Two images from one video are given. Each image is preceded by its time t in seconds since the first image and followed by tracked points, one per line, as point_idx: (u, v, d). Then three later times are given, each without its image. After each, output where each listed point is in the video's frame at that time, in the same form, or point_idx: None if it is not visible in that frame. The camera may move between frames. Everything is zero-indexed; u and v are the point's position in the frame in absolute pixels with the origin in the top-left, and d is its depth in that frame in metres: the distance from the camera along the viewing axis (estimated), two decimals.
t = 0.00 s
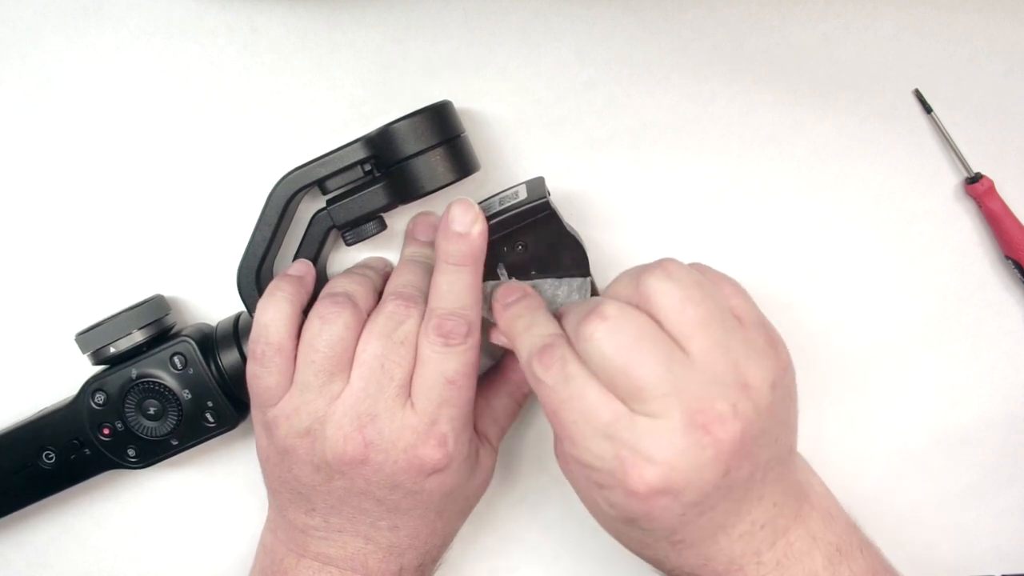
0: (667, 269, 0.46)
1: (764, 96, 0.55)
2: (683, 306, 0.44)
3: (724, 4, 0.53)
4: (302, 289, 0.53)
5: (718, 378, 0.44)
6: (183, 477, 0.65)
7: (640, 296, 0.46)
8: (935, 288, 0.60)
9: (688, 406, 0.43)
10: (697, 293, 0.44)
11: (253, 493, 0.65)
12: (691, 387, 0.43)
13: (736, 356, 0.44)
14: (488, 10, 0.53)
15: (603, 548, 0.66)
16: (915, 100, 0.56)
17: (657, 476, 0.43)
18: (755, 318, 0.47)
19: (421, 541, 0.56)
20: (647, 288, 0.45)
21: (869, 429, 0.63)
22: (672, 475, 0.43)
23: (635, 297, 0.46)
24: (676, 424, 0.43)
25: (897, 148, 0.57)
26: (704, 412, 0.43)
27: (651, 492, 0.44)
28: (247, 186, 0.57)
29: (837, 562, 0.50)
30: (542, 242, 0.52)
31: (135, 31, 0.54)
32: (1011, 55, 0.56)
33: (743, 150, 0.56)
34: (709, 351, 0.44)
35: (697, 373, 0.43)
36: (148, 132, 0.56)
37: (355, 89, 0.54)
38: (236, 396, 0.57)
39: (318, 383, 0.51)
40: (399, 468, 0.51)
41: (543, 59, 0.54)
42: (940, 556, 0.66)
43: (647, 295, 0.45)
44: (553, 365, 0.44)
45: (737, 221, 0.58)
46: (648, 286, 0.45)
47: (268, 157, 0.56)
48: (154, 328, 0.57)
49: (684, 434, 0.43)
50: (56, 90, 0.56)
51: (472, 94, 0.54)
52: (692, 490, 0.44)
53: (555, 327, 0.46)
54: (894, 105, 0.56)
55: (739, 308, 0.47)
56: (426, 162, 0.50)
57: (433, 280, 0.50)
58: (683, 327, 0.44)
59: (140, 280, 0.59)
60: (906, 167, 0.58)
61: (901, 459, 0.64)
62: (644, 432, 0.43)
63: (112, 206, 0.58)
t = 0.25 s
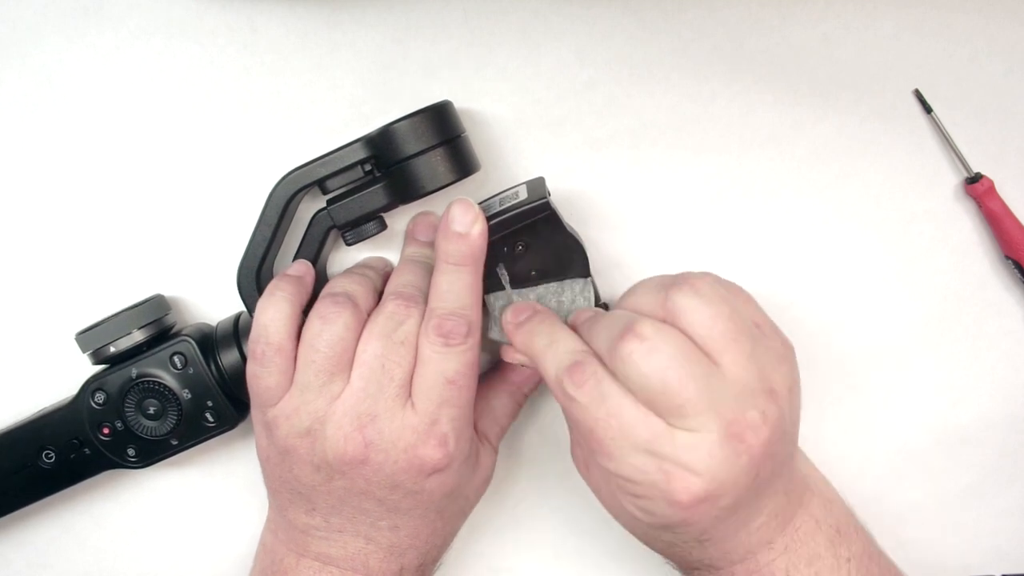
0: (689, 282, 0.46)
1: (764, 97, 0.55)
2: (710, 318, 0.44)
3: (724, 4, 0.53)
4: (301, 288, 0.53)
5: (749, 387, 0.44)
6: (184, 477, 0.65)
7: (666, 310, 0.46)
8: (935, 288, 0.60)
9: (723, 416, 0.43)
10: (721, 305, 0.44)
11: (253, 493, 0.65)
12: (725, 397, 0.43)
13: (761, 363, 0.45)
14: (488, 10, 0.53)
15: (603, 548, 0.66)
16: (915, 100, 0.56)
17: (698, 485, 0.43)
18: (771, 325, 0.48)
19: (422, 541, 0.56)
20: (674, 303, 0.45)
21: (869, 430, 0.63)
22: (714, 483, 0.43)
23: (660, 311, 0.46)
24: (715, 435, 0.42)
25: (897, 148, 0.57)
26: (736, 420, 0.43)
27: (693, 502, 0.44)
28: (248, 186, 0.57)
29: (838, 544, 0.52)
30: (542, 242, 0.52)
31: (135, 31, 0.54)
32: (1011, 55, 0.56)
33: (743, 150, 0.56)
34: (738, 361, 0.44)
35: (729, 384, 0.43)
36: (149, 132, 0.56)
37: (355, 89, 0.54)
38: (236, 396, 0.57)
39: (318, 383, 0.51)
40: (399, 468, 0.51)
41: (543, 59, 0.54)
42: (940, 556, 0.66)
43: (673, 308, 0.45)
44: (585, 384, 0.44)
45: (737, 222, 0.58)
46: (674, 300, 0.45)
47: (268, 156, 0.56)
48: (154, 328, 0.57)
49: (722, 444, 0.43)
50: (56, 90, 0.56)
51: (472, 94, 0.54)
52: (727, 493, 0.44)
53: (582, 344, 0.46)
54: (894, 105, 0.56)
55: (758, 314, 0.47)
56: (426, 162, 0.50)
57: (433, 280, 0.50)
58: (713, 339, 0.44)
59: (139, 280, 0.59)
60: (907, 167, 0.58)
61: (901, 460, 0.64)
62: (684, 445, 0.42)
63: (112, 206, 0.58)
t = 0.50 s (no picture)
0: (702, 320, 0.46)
1: (764, 97, 0.55)
2: (723, 356, 0.44)
3: (724, 4, 0.53)
4: (301, 289, 0.53)
5: (763, 425, 0.44)
6: (184, 477, 0.65)
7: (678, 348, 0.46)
8: (936, 288, 0.60)
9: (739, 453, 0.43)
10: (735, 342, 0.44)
11: (253, 493, 0.65)
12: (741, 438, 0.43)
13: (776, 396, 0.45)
14: (489, 10, 0.53)
15: (604, 549, 0.67)
16: (915, 100, 0.56)
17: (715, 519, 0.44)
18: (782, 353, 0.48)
19: (422, 541, 0.56)
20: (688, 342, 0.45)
21: (870, 430, 0.63)
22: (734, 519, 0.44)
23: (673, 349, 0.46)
24: (731, 476, 0.43)
25: (897, 149, 0.57)
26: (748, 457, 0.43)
27: (711, 536, 0.45)
28: (248, 186, 0.57)
29: (844, 550, 0.53)
30: (541, 241, 0.52)
31: (135, 31, 0.54)
32: (1011, 55, 0.56)
33: (743, 151, 0.56)
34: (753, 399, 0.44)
35: (744, 425, 0.43)
36: (149, 132, 0.56)
37: (355, 89, 0.54)
38: (235, 396, 0.57)
39: (318, 383, 0.51)
40: (400, 468, 0.51)
41: (543, 59, 0.54)
42: (940, 556, 0.66)
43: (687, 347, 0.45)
44: (601, 428, 0.44)
45: (737, 222, 0.58)
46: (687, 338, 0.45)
47: (268, 156, 0.56)
48: (154, 327, 0.57)
49: (738, 483, 0.43)
50: (57, 90, 0.56)
51: (472, 94, 0.54)
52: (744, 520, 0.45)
53: (597, 383, 0.47)
54: (894, 105, 0.56)
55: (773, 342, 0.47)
56: (426, 162, 0.50)
57: (433, 280, 0.50)
58: (728, 379, 0.44)
59: (139, 280, 0.59)
60: (907, 167, 0.58)
61: (901, 460, 0.64)
62: (701, 486, 0.43)
63: (112, 206, 0.58)
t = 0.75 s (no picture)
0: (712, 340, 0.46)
1: (764, 97, 0.55)
2: (736, 376, 0.43)
3: (724, 4, 0.53)
4: (300, 290, 0.52)
5: (775, 445, 0.44)
6: (183, 477, 0.65)
7: (690, 369, 0.45)
8: (935, 288, 0.60)
9: (754, 475, 0.43)
10: (747, 363, 0.44)
11: (253, 494, 0.65)
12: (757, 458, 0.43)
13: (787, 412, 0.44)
14: (489, 10, 0.53)
15: (603, 550, 0.67)
16: (915, 100, 0.56)
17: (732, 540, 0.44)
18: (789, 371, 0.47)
19: (422, 542, 0.56)
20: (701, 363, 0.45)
21: (870, 430, 0.63)
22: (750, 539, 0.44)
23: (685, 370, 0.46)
24: (746, 496, 0.43)
25: (897, 149, 0.57)
26: (763, 476, 0.43)
27: (726, 556, 0.45)
28: (248, 186, 0.57)
29: (850, 557, 0.53)
30: (540, 242, 0.52)
31: (135, 31, 0.54)
32: (1010, 55, 0.56)
33: (743, 151, 0.56)
34: (767, 419, 0.43)
35: (757, 446, 0.43)
36: (149, 132, 0.56)
37: (355, 89, 0.54)
38: (235, 396, 0.57)
39: (317, 384, 0.51)
40: (398, 470, 0.51)
41: (543, 59, 0.54)
42: (940, 555, 0.66)
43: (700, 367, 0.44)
44: (616, 450, 0.44)
45: (737, 223, 0.58)
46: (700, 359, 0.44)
47: (268, 157, 0.56)
48: (153, 327, 0.57)
49: (751, 504, 0.43)
50: (57, 90, 0.56)
51: (472, 94, 0.54)
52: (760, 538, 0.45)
53: (609, 405, 0.47)
54: (894, 105, 0.56)
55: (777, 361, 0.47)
56: (426, 162, 0.50)
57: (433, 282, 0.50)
58: (742, 400, 0.43)
59: (139, 280, 0.59)
60: (907, 168, 0.58)
61: (901, 460, 0.64)
62: (717, 508, 0.43)
63: (112, 206, 0.58)
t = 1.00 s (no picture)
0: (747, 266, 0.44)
1: (765, 97, 0.55)
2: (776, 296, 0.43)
3: (724, 4, 0.53)
4: (298, 290, 0.52)
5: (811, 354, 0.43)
6: (183, 478, 0.65)
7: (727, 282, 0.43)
8: (936, 288, 0.60)
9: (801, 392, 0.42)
10: (779, 281, 0.43)
11: (253, 494, 0.65)
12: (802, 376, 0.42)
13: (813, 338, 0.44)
14: (489, 10, 0.53)
15: (603, 550, 0.67)
16: (915, 100, 0.56)
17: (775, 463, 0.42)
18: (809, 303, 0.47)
19: (421, 542, 0.56)
20: (741, 280, 0.43)
21: (869, 430, 0.63)
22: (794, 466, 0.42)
23: (720, 286, 0.43)
24: (797, 408, 0.41)
25: (897, 149, 0.57)
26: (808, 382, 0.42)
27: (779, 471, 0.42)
28: (248, 187, 0.57)
29: (847, 553, 0.53)
30: (540, 241, 0.52)
31: (136, 31, 0.54)
32: (1010, 55, 0.56)
33: (743, 150, 0.56)
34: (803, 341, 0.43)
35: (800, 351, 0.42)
36: (149, 133, 0.56)
37: (355, 89, 0.54)
38: (235, 396, 0.57)
39: (317, 384, 0.51)
40: (397, 469, 0.51)
41: (543, 59, 0.54)
42: (939, 554, 0.66)
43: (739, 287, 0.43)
44: (662, 393, 0.40)
45: (737, 223, 0.58)
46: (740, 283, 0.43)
47: (268, 157, 0.56)
48: (153, 329, 0.57)
49: (800, 412, 0.41)
50: (57, 90, 0.56)
51: (472, 94, 0.54)
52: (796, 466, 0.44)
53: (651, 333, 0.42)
54: (894, 105, 0.56)
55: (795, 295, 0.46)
56: (425, 162, 0.50)
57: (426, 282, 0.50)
58: (784, 322, 0.42)
59: (140, 280, 0.59)
60: (907, 167, 0.58)
61: (901, 459, 0.64)
62: (774, 419, 0.40)
63: (112, 206, 0.58)
